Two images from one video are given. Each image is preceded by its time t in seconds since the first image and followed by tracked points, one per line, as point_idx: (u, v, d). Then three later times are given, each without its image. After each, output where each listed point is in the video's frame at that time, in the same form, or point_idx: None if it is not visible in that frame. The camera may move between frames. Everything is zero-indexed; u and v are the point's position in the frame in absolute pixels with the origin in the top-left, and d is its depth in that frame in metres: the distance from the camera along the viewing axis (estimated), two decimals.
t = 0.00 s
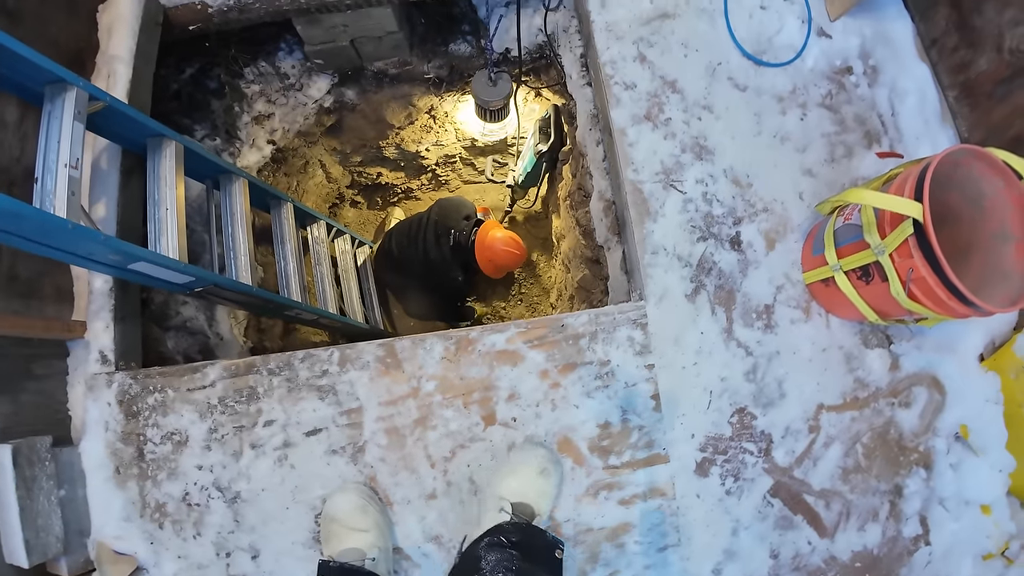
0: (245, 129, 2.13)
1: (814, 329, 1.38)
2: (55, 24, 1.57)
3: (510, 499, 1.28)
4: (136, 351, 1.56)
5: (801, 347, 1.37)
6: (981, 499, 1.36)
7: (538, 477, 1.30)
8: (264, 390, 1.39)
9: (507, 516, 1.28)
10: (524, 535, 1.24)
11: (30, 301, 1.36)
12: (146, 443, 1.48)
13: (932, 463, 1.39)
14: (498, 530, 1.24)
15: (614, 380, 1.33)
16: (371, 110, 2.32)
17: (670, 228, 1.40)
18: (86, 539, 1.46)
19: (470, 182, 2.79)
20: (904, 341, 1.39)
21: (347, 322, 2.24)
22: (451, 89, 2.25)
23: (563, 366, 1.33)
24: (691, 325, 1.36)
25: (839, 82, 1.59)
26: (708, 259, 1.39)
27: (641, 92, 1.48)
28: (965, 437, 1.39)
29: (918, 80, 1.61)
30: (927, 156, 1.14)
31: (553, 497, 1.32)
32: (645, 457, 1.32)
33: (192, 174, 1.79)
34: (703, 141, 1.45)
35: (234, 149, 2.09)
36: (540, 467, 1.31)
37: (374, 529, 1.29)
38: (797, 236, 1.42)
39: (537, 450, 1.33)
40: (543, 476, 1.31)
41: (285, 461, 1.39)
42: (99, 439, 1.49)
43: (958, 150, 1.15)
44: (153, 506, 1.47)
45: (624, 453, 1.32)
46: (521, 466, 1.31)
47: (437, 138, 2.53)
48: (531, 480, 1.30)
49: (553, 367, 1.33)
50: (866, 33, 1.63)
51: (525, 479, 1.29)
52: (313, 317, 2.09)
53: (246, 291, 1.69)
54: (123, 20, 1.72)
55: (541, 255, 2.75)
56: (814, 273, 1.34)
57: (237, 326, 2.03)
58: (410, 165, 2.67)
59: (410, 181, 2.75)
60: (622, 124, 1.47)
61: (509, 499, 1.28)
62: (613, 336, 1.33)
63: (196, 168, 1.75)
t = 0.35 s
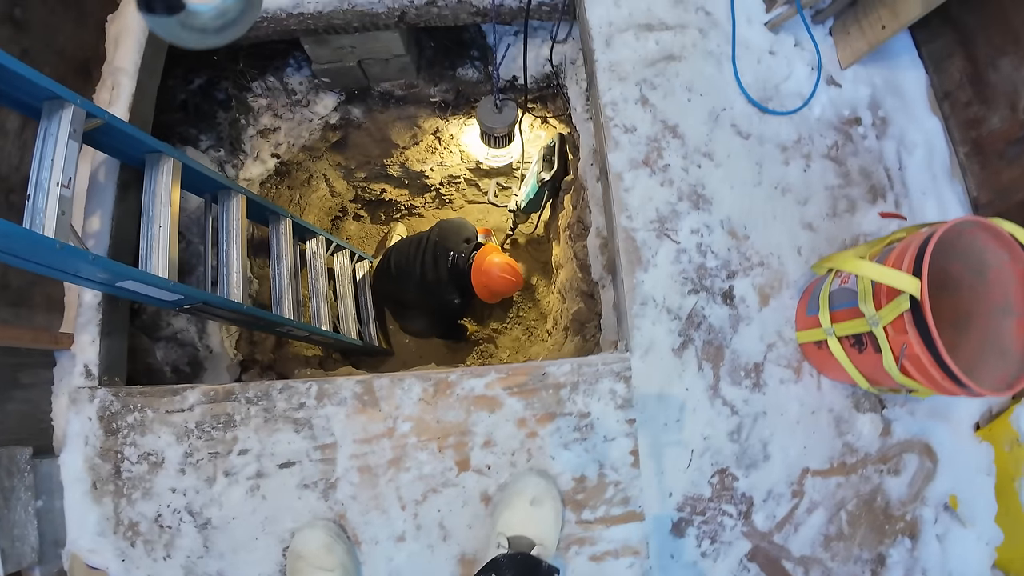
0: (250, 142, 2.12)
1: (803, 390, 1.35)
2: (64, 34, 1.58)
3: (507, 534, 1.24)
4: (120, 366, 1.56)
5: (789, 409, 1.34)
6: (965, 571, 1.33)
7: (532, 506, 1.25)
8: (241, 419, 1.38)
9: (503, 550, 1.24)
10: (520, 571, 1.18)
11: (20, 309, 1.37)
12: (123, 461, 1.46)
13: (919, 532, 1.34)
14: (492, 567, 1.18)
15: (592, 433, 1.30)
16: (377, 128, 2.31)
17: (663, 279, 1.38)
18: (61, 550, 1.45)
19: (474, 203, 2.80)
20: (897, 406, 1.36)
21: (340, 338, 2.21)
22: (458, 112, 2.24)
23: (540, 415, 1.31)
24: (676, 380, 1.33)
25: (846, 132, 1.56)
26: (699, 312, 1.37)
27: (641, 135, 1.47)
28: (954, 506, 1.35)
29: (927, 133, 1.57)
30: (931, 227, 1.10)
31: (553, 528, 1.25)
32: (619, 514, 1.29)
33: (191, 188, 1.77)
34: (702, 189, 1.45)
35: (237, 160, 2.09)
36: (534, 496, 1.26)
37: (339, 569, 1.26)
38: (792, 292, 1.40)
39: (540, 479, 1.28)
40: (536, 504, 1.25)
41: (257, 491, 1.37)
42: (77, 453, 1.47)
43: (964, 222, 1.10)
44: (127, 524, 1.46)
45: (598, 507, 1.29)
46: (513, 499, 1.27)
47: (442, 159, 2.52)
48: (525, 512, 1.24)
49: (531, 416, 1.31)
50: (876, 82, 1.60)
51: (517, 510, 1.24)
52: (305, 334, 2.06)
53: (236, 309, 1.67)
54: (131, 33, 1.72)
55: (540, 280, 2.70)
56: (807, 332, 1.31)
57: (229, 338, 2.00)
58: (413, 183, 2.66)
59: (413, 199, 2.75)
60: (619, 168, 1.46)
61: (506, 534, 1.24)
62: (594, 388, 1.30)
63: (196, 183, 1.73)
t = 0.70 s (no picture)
0: (265, 149, 2.12)
1: (792, 455, 1.41)
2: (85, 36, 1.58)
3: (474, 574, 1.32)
4: (115, 368, 1.55)
5: (776, 475, 1.41)
6: None
7: (501, 552, 1.32)
8: (225, 435, 1.44)
9: None
10: None
11: (20, 307, 1.36)
12: (109, 463, 1.47)
13: None
14: None
15: (572, 482, 1.39)
16: (391, 143, 2.30)
17: (657, 332, 1.43)
18: (42, 544, 1.47)
19: (484, 221, 2.79)
20: (888, 479, 1.41)
21: (339, 348, 2.13)
22: (472, 134, 2.26)
23: (522, 460, 1.39)
24: (658, 437, 1.40)
25: (859, 191, 1.54)
26: (690, 367, 1.42)
27: (647, 181, 1.51)
28: None
29: (943, 197, 1.54)
30: (935, 307, 1.08)
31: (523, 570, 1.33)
32: (592, 567, 1.38)
33: (200, 195, 1.73)
34: (705, 241, 1.48)
35: (251, 167, 2.09)
36: (505, 542, 1.33)
37: (311, 550, 1.33)
38: (789, 353, 1.44)
39: (512, 524, 1.36)
40: (506, 550, 1.33)
41: (235, 508, 1.43)
42: (67, 451, 1.48)
43: (970, 304, 1.07)
44: (107, 525, 1.46)
45: (571, 557, 1.39)
46: (487, 541, 1.34)
47: (454, 178, 2.53)
48: (494, 557, 1.32)
49: (512, 460, 1.40)
50: (895, 139, 1.56)
51: (488, 555, 1.32)
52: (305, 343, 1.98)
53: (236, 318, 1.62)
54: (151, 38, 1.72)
55: (546, 303, 2.64)
56: (800, 398, 1.35)
57: (227, 343, 1.91)
58: (425, 200, 2.65)
59: (424, 214, 2.73)
60: (621, 214, 1.50)
61: None
62: (578, 437, 1.39)
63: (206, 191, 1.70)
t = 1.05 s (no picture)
0: (279, 146, 2.13)
1: (793, 484, 1.40)
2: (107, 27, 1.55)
3: None
4: (118, 359, 1.54)
5: (775, 503, 1.39)
6: None
7: (493, 567, 1.32)
8: (223, 432, 1.44)
9: None
10: None
11: (28, 291, 1.35)
12: (106, 452, 1.47)
13: None
14: None
15: (568, 499, 1.39)
16: (406, 146, 2.30)
17: (662, 352, 1.43)
18: (36, 528, 1.46)
19: (494, 229, 2.78)
20: (889, 513, 1.39)
21: (342, 348, 2.12)
22: (487, 141, 2.25)
23: (520, 475, 1.39)
24: (657, 459, 1.39)
25: (873, 219, 1.52)
26: (693, 389, 1.42)
27: (659, 200, 1.51)
28: None
29: (959, 230, 1.52)
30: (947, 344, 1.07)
31: None
32: None
33: (214, 190, 1.73)
34: (715, 263, 1.48)
35: (265, 163, 2.10)
36: (496, 557, 1.33)
37: (323, 503, 1.33)
38: (795, 380, 1.42)
39: (505, 539, 1.36)
40: (498, 566, 1.32)
41: (229, 505, 1.43)
42: (65, 438, 1.48)
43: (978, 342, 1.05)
44: (101, 514, 1.47)
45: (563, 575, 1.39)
46: (479, 556, 1.34)
47: (466, 184, 2.51)
48: (485, 572, 1.31)
49: (509, 472, 1.40)
50: (912, 170, 1.54)
51: (480, 570, 1.32)
52: (308, 341, 1.97)
53: (242, 314, 1.61)
54: (173, 33, 1.69)
55: (551, 313, 2.63)
56: (805, 427, 1.33)
57: (231, 337, 1.91)
58: (436, 204, 2.63)
59: (434, 218, 2.71)
60: (632, 232, 1.50)
61: None
62: (577, 455, 1.39)
63: (220, 187, 1.70)
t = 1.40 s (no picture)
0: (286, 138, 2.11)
1: (799, 484, 1.38)
2: (114, 13, 1.53)
3: None
4: (121, 346, 1.52)
5: (781, 503, 1.38)
6: None
7: (496, 564, 1.30)
8: (225, 422, 1.43)
9: None
10: None
11: (31, 276, 1.33)
12: (107, 441, 1.46)
13: None
14: None
15: (573, 496, 1.38)
16: (412, 140, 2.28)
17: (669, 349, 1.42)
18: (35, 516, 1.45)
19: (499, 225, 2.77)
20: (895, 515, 1.38)
21: (345, 342, 2.10)
22: (494, 136, 2.24)
23: (524, 470, 1.38)
24: (662, 457, 1.38)
25: (883, 220, 1.51)
26: (701, 387, 1.40)
27: (669, 196, 1.50)
28: None
29: (969, 232, 1.50)
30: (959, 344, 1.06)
31: None
32: None
33: (219, 180, 1.71)
34: (723, 261, 1.46)
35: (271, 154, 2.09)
36: (500, 554, 1.31)
37: (325, 495, 1.32)
38: (803, 380, 1.41)
39: (509, 536, 1.34)
40: (501, 563, 1.30)
41: (230, 496, 1.43)
42: (65, 425, 1.47)
43: (991, 343, 1.04)
44: (101, 503, 1.46)
45: (566, 572, 1.38)
46: (482, 552, 1.32)
47: (473, 179, 2.51)
48: (489, 569, 1.29)
49: (513, 467, 1.39)
50: (923, 171, 1.53)
51: (483, 567, 1.29)
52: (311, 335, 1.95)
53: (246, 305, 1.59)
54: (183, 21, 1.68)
55: (554, 311, 2.62)
56: (813, 427, 1.32)
57: (235, 329, 1.89)
58: (442, 200, 2.63)
59: (439, 214, 2.70)
60: (641, 228, 1.49)
61: None
62: (582, 451, 1.38)
63: (226, 177, 1.68)
